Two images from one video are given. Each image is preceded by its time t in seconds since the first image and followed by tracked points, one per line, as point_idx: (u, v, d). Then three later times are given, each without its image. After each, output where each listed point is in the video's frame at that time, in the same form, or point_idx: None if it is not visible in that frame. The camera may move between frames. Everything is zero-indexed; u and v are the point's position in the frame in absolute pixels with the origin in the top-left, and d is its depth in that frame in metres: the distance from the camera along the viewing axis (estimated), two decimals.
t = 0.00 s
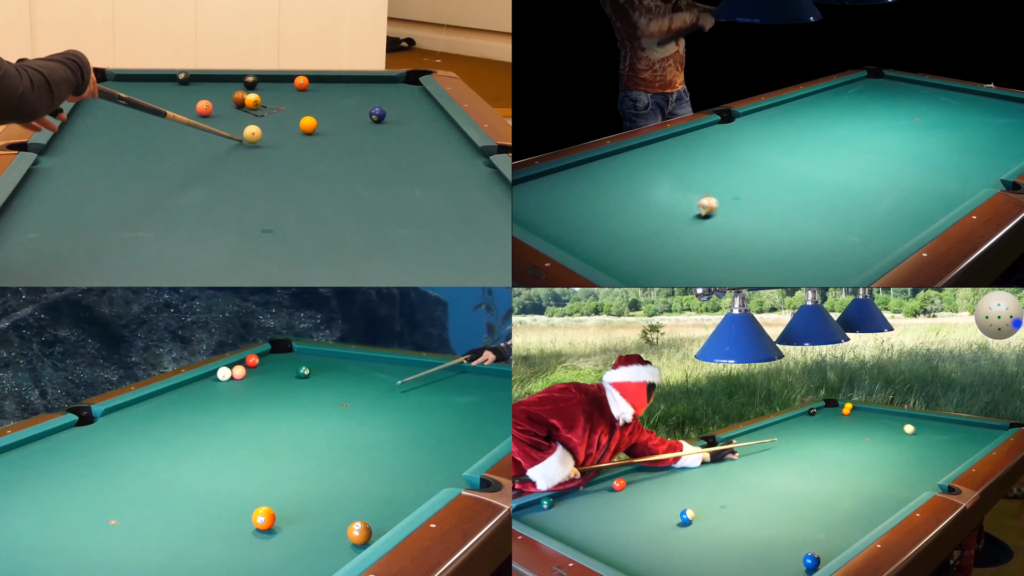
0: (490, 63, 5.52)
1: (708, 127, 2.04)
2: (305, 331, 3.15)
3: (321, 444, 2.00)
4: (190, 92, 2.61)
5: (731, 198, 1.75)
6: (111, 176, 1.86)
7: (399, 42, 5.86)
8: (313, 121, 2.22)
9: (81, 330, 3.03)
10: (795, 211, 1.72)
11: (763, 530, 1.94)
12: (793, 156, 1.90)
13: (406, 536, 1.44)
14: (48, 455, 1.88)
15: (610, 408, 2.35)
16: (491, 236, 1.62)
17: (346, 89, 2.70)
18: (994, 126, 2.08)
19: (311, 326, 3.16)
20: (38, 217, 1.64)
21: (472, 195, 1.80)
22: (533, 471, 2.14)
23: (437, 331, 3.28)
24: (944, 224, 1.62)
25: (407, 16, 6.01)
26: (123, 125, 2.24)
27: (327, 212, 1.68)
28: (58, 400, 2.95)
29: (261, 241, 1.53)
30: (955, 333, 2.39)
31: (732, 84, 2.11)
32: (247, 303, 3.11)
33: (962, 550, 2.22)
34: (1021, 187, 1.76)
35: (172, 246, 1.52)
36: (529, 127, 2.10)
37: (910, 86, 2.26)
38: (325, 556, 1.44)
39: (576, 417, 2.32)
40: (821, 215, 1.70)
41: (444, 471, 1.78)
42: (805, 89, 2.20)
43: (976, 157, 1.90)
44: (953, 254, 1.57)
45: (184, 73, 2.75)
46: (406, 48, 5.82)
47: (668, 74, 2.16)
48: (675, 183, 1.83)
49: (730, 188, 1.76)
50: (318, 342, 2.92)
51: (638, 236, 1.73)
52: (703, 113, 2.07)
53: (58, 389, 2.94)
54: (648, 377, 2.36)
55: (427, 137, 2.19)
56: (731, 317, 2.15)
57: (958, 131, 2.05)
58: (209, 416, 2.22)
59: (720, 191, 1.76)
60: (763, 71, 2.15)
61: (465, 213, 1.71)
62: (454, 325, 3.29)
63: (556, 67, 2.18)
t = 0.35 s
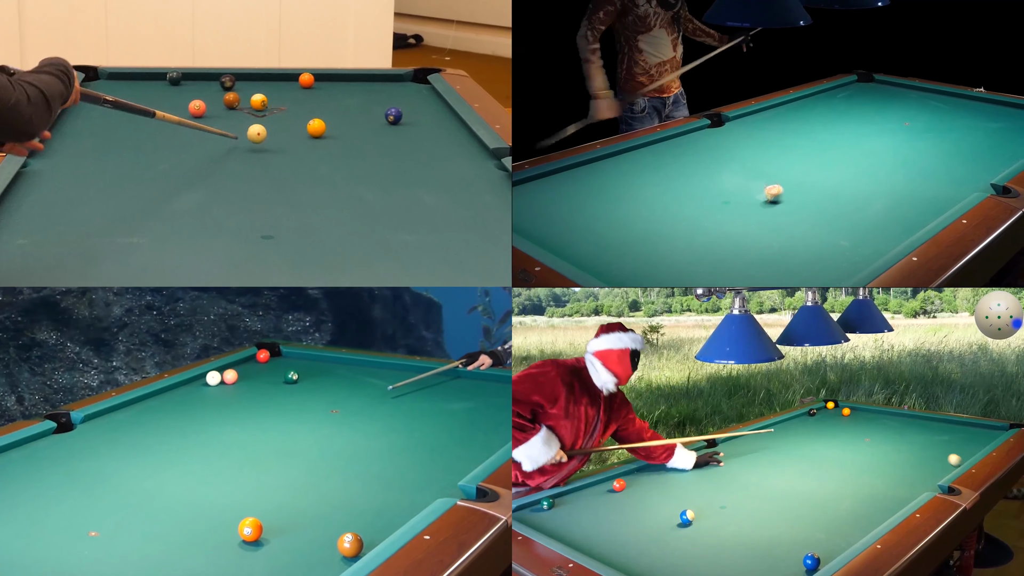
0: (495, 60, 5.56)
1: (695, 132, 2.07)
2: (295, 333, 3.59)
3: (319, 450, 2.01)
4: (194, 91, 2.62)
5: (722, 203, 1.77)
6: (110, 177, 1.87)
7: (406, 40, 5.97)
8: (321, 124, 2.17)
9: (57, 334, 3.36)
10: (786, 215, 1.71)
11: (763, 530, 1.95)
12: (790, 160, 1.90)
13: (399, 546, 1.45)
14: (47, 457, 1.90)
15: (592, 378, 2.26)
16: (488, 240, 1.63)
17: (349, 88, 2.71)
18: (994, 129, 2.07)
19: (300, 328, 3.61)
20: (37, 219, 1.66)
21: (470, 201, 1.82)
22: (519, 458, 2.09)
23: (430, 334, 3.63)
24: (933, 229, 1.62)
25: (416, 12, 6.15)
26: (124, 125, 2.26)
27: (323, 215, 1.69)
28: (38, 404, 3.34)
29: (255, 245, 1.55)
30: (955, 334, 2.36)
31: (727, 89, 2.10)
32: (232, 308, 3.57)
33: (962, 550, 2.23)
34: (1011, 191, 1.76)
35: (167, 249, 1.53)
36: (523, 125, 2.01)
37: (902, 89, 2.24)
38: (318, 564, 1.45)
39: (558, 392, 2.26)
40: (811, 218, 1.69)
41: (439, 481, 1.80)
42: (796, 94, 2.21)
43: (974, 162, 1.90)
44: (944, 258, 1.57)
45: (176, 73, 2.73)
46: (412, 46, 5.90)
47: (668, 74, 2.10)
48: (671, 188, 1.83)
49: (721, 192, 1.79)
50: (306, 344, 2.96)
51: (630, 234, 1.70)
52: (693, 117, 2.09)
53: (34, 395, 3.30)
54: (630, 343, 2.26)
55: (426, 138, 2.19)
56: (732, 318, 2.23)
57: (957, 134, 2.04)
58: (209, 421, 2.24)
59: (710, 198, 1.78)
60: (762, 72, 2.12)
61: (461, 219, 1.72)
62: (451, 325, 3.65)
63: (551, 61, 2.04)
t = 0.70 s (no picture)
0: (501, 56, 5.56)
1: (687, 136, 2.02)
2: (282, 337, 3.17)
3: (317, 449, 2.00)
4: (185, 89, 2.58)
5: (712, 206, 1.78)
6: (105, 181, 1.87)
7: (412, 36, 5.97)
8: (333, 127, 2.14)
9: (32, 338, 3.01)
10: (776, 220, 1.75)
11: (763, 531, 1.98)
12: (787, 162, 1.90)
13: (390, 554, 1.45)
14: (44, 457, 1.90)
15: (578, 355, 2.25)
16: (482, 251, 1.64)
17: (353, 84, 2.69)
18: (993, 131, 2.07)
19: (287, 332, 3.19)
20: (35, 222, 1.67)
21: (469, 202, 1.81)
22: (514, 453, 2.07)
23: (424, 338, 3.41)
24: (924, 234, 1.66)
25: (423, 7, 6.13)
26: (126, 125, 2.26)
27: (321, 219, 1.69)
28: None
29: (251, 249, 1.55)
30: (956, 334, 2.37)
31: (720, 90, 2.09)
32: (218, 310, 3.09)
33: (962, 551, 2.24)
34: (1002, 196, 1.78)
35: (162, 255, 1.53)
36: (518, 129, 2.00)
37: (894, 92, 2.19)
38: (310, 575, 1.45)
39: (545, 371, 2.29)
40: (801, 222, 1.73)
41: (436, 486, 1.79)
42: (787, 97, 2.16)
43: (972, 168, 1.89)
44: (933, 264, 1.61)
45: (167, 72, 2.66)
46: (419, 42, 5.91)
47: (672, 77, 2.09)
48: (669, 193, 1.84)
49: (711, 195, 1.80)
50: (294, 348, 2.89)
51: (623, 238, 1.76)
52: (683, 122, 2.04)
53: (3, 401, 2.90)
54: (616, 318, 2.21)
55: (428, 138, 2.18)
56: (732, 318, 2.23)
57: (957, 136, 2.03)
58: (209, 423, 2.24)
59: (701, 201, 1.80)
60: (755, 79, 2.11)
61: (457, 222, 1.72)
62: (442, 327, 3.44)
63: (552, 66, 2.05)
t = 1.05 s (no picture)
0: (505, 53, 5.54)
1: (677, 140, 2.04)
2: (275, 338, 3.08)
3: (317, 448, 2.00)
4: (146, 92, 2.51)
5: (703, 210, 1.82)
6: (97, 183, 1.87)
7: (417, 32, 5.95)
8: (347, 131, 2.09)
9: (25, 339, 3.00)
10: (770, 218, 1.78)
11: (761, 531, 2.00)
12: (788, 166, 1.91)
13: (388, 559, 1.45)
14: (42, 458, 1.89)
15: (550, 343, 2.25)
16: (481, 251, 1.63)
17: (355, 82, 2.69)
18: (991, 135, 2.07)
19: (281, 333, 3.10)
20: (28, 225, 1.67)
21: (468, 200, 1.80)
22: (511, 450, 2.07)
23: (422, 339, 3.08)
24: (915, 237, 1.69)
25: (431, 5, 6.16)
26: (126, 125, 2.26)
27: (318, 221, 1.69)
28: None
29: (247, 252, 1.55)
30: (955, 335, 2.38)
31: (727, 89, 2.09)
32: (209, 311, 3.09)
33: (962, 551, 2.25)
34: (993, 200, 1.80)
35: (156, 259, 1.53)
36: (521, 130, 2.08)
37: (885, 97, 2.19)
38: None
39: (521, 364, 2.29)
40: (793, 223, 1.77)
41: (435, 488, 1.79)
42: (802, 95, 2.13)
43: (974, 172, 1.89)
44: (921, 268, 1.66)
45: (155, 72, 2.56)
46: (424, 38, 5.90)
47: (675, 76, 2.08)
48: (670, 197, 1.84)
49: (702, 199, 1.83)
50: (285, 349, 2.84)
51: (615, 241, 1.82)
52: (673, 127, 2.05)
53: None
54: (594, 308, 2.21)
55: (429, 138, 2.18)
56: (732, 318, 2.24)
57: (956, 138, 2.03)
58: (204, 424, 2.23)
59: (693, 205, 1.83)
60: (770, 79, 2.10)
61: (453, 222, 1.72)
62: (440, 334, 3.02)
63: (566, 69, 2.10)
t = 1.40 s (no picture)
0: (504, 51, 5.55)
1: (669, 144, 2.04)
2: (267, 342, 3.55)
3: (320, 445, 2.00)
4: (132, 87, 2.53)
5: (693, 214, 1.77)
6: (92, 185, 1.87)
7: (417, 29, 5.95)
8: (356, 136, 2.06)
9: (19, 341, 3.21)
10: (758, 223, 1.72)
11: (763, 534, 1.97)
12: (789, 166, 1.91)
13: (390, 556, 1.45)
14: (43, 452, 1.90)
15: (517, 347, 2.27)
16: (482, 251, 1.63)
17: (355, 82, 2.69)
18: (989, 137, 2.08)
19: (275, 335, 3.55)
20: (24, 226, 1.67)
21: (468, 199, 1.81)
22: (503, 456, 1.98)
23: (417, 340, 3.63)
24: (906, 242, 1.63)
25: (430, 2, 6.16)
26: (128, 124, 2.27)
27: (316, 223, 1.69)
28: None
29: (244, 255, 1.55)
30: (956, 336, 2.37)
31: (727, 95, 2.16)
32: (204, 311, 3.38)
33: (962, 552, 2.25)
34: (984, 204, 1.74)
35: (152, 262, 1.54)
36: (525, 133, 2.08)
37: (875, 100, 2.24)
38: None
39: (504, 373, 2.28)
40: (780, 228, 1.70)
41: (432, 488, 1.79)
42: (796, 99, 2.22)
43: (974, 172, 1.89)
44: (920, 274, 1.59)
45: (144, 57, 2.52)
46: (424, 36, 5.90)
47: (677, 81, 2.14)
48: (672, 194, 1.84)
49: (693, 203, 1.79)
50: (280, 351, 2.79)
51: (603, 245, 1.73)
52: (666, 131, 2.07)
53: None
54: (562, 319, 2.25)
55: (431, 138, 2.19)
56: (731, 319, 2.19)
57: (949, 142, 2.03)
58: (202, 423, 2.24)
59: (684, 209, 1.79)
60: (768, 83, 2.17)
61: (450, 225, 1.72)
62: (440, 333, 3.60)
63: (579, 69, 2.17)
